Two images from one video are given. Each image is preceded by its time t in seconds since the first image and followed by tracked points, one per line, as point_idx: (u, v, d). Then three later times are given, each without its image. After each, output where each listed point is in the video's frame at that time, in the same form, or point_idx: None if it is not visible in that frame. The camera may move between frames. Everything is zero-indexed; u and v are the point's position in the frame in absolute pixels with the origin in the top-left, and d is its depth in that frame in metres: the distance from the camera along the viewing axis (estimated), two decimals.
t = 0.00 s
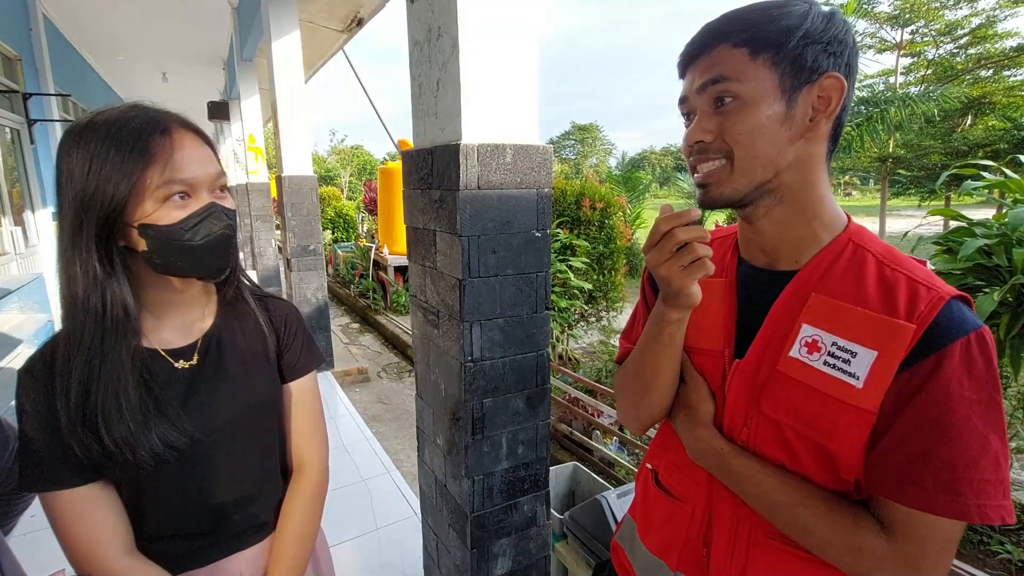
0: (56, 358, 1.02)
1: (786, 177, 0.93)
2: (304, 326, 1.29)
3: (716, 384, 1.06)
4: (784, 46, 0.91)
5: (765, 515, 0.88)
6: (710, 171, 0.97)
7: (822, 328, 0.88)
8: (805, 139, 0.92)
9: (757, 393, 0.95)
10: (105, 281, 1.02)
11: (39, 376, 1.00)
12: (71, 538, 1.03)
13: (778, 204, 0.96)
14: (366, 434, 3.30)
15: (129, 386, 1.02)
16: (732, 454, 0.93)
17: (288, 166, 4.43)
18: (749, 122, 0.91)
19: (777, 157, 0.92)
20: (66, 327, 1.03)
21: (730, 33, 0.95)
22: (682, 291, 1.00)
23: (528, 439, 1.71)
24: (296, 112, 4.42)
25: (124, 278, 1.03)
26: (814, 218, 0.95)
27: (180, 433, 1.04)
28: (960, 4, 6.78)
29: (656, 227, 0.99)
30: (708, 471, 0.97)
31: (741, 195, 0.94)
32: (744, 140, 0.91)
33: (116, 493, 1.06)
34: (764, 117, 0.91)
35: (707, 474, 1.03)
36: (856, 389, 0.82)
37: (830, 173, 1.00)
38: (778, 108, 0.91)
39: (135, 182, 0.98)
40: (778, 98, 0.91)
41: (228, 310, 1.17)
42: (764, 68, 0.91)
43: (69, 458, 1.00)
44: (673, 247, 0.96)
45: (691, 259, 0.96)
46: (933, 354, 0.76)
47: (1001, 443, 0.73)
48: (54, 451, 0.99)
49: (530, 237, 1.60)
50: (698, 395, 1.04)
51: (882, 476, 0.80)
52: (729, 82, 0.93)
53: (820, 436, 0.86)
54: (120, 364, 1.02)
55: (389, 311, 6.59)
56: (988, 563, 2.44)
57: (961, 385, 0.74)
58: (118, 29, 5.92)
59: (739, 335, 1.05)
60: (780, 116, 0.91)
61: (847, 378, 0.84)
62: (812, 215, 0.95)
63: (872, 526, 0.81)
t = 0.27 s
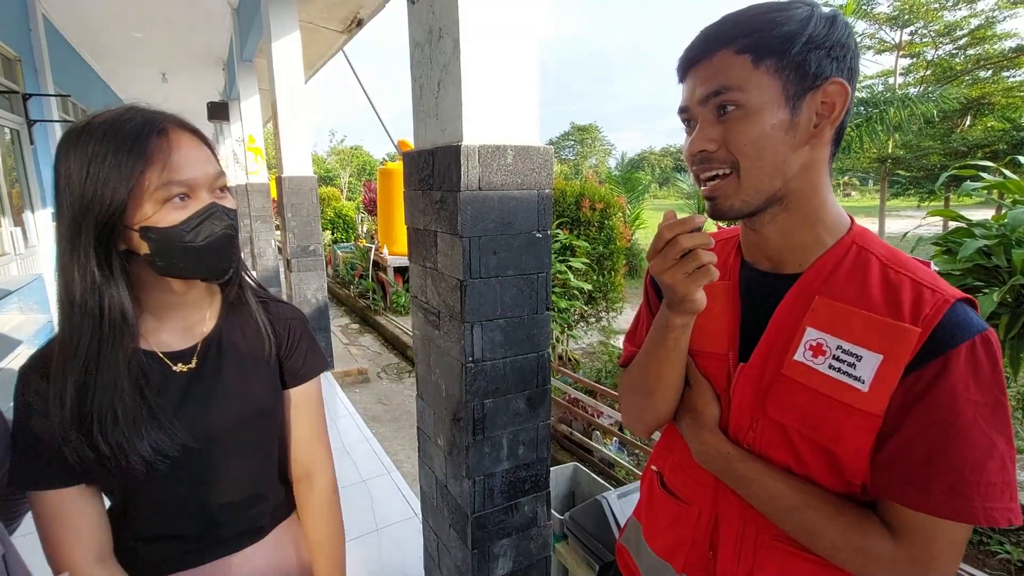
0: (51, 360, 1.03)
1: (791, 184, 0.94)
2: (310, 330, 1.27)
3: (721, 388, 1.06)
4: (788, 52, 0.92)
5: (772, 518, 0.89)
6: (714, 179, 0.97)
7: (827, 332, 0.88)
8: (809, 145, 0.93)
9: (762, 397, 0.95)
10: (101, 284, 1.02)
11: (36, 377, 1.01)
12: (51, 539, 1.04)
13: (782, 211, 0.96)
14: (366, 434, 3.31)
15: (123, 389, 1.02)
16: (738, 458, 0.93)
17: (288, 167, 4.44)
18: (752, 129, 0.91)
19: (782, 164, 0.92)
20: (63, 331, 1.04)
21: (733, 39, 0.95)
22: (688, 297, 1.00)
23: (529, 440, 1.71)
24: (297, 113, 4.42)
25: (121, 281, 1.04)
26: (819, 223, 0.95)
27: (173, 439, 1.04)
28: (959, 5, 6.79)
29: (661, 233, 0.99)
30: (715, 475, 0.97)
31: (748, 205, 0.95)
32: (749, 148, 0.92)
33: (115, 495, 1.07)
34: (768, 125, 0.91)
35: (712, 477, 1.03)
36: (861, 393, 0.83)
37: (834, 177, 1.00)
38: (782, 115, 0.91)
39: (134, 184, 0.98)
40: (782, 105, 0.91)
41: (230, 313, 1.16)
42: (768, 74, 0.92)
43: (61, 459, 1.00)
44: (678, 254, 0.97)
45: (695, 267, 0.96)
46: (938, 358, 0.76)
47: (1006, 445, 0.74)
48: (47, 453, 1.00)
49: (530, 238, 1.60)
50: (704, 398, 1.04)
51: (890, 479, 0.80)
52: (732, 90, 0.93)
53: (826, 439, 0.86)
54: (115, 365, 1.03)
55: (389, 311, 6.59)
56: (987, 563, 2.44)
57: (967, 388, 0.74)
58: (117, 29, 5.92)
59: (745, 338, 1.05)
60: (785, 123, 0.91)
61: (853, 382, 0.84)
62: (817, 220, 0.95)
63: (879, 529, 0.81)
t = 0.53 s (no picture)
0: (42, 356, 1.03)
1: (791, 182, 0.93)
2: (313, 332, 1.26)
3: (722, 389, 1.06)
4: (788, 50, 0.92)
5: (773, 520, 0.89)
6: (715, 177, 0.97)
7: (828, 333, 0.88)
8: (811, 143, 0.92)
9: (764, 398, 0.95)
10: (92, 280, 1.03)
11: (27, 373, 1.02)
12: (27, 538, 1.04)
13: (783, 210, 0.96)
14: (364, 435, 3.30)
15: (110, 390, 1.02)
16: (739, 461, 0.92)
17: (286, 167, 4.43)
18: (752, 127, 0.91)
19: (782, 163, 0.92)
20: (55, 328, 1.04)
21: (733, 37, 0.95)
22: (688, 297, 0.99)
23: (527, 441, 1.70)
24: (295, 114, 4.42)
25: (111, 276, 1.04)
26: (820, 223, 0.95)
27: (160, 443, 1.03)
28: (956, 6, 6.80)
29: (662, 233, 0.99)
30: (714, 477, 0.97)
31: (747, 203, 0.95)
32: (750, 146, 0.91)
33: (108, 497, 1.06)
34: (769, 123, 0.91)
35: (713, 479, 1.03)
36: (863, 394, 0.82)
37: (835, 176, 1.00)
38: (783, 113, 0.91)
39: (122, 176, 0.97)
40: (782, 103, 0.91)
41: (228, 313, 1.15)
42: (769, 72, 0.91)
43: (47, 459, 1.00)
44: (680, 253, 0.97)
45: (697, 265, 0.96)
46: (941, 359, 0.76)
47: (1011, 448, 0.73)
48: (32, 453, 0.99)
49: (528, 238, 1.60)
50: (705, 399, 1.04)
51: (892, 481, 0.80)
52: (732, 89, 0.93)
53: (828, 440, 0.86)
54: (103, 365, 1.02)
55: (387, 312, 6.58)
56: (986, 564, 2.44)
57: (970, 390, 0.74)
58: (116, 29, 5.92)
59: (745, 340, 1.05)
60: (785, 121, 0.91)
61: (854, 383, 0.84)
62: (818, 220, 0.95)
63: (881, 532, 0.81)
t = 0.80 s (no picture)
0: (31, 359, 1.03)
1: (788, 180, 0.93)
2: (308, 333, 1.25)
3: (719, 390, 1.05)
4: (785, 48, 0.91)
5: (769, 521, 0.88)
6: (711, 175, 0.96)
7: (824, 332, 0.88)
8: (808, 141, 0.92)
9: (760, 396, 0.94)
10: (76, 287, 1.03)
11: (15, 375, 1.02)
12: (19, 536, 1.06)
13: (780, 208, 0.95)
14: (360, 436, 3.29)
15: (96, 392, 1.01)
16: (735, 461, 0.92)
17: (282, 168, 4.42)
18: (750, 125, 0.91)
19: (779, 161, 0.91)
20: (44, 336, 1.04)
21: (731, 35, 0.94)
22: (685, 296, 0.99)
23: (523, 441, 1.70)
24: (292, 114, 4.41)
25: (97, 288, 1.04)
26: (817, 222, 0.95)
27: (145, 447, 1.02)
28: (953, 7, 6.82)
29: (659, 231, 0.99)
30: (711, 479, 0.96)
31: (743, 200, 0.94)
32: (747, 143, 0.91)
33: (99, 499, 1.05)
34: (766, 120, 0.90)
35: (709, 480, 1.02)
36: (860, 393, 0.82)
37: (832, 176, 1.00)
38: (780, 111, 0.91)
39: (106, 188, 0.96)
40: (779, 101, 0.91)
41: (222, 315, 1.14)
42: (766, 70, 0.91)
43: (34, 462, 1.01)
44: (677, 251, 0.96)
45: (694, 263, 0.95)
46: (939, 358, 0.75)
47: (1010, 448, 0.73)
48: (20, 455, 1.00)
49: (524, 238, 1.59)
50: (701, 399, 1.04)
51: (889, 482, 0.79)
52: (729, 86, 0.92)
53: (823, 440, 0.85)
54: (89, 367, 1.02)
55: (385, 312, 6.57)
56: (982, 564, 2.44)
57: (968, 388, 0.73)
58: (112, 29, 5.90)
59: (742, 340, 1.04)
60: (782, 119, 0.91)
61: (851, 383, 0.83)
62: (815, 219, 0.95)
63: (878, 533, 0.81)
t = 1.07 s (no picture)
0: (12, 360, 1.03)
1: (781, 180, 0.93)
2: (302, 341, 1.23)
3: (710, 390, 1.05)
4: (780, 47, 0.91)
5: (763, 524, 0.88)
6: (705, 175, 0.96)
7: (817, 332, 0.88)
8: (801, 142, 0.92)
9: (752, 397, 0.94)
10: (53, 285, 1.03)
11: None
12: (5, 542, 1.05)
13: (774, 209, 0.95)
14: (353, 437, 3.28)
15: (81, 399, 1.00)
16: (729, 464, 0.91)
17: (275, 167, 4.40)
18: (744, 124, 0.90)
19: (773, 161, 0.91)
20: (27, 336, 1.04)
21: (726, 34, 0.94)
22: (682, 297, 0.99)
23: (516, 442, 1.69)
24: (285, 113, 4.38)
25: (69, 281, 1.04)
26: (811, 222, 0.95)
27: (131, 456, 1.01)
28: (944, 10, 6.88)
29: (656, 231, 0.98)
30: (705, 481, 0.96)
31: (736, 200, 0.94)
32: (741, 142, 0.91)
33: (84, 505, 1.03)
34: (760, 119, 0.90)
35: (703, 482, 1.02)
36: (852, 394, 0.82)
37: (826, 177, 1.00)
38: (774, 111, 0.91)
39: (79, 180, 0.95)
40: (773, 100, 0.90)
41: (213, 320, 1.13)
42: (759, 70, 0.91)
43: (15, 467, 0.99)
44: (674, 252, 0.96)
45: (691, 265, 0.95)
46: (931, 358, 0.75)
47: (1002, 449, 0.73)
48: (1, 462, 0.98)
49: (516, 238, 1.59)
50: (693, 402, 1.03)
51: (882, 483, 0.79)
52: (723, 85, 0.92)
53: (816, 441, 0.85)
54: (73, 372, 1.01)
55: (378, 312, 6.55)
56: (973, 563, 2.45)
57: (960, 388, 0.73)
58: (103, 27, 5.85)
59: (734, 341, 1.04)
60: (775, 118, 0.91)
61: (843, 383, 0.83)
62: (808, 219, 0.95)
63: (872, 536, 0.80)
